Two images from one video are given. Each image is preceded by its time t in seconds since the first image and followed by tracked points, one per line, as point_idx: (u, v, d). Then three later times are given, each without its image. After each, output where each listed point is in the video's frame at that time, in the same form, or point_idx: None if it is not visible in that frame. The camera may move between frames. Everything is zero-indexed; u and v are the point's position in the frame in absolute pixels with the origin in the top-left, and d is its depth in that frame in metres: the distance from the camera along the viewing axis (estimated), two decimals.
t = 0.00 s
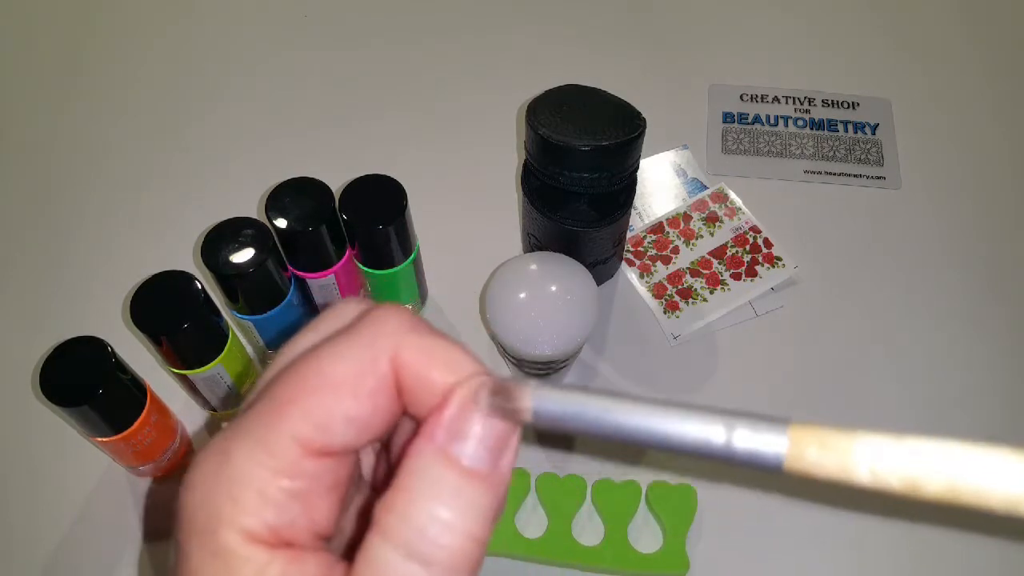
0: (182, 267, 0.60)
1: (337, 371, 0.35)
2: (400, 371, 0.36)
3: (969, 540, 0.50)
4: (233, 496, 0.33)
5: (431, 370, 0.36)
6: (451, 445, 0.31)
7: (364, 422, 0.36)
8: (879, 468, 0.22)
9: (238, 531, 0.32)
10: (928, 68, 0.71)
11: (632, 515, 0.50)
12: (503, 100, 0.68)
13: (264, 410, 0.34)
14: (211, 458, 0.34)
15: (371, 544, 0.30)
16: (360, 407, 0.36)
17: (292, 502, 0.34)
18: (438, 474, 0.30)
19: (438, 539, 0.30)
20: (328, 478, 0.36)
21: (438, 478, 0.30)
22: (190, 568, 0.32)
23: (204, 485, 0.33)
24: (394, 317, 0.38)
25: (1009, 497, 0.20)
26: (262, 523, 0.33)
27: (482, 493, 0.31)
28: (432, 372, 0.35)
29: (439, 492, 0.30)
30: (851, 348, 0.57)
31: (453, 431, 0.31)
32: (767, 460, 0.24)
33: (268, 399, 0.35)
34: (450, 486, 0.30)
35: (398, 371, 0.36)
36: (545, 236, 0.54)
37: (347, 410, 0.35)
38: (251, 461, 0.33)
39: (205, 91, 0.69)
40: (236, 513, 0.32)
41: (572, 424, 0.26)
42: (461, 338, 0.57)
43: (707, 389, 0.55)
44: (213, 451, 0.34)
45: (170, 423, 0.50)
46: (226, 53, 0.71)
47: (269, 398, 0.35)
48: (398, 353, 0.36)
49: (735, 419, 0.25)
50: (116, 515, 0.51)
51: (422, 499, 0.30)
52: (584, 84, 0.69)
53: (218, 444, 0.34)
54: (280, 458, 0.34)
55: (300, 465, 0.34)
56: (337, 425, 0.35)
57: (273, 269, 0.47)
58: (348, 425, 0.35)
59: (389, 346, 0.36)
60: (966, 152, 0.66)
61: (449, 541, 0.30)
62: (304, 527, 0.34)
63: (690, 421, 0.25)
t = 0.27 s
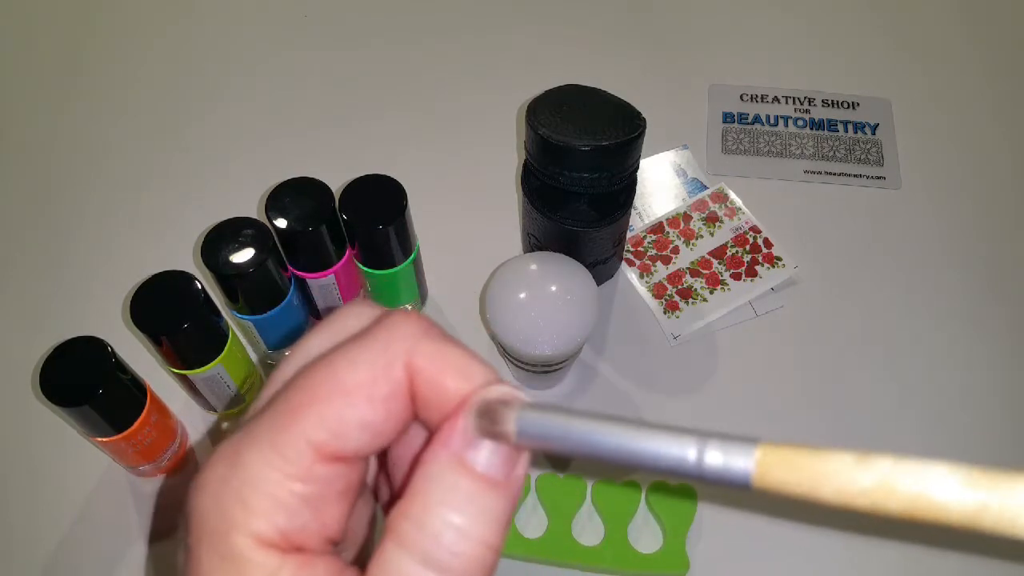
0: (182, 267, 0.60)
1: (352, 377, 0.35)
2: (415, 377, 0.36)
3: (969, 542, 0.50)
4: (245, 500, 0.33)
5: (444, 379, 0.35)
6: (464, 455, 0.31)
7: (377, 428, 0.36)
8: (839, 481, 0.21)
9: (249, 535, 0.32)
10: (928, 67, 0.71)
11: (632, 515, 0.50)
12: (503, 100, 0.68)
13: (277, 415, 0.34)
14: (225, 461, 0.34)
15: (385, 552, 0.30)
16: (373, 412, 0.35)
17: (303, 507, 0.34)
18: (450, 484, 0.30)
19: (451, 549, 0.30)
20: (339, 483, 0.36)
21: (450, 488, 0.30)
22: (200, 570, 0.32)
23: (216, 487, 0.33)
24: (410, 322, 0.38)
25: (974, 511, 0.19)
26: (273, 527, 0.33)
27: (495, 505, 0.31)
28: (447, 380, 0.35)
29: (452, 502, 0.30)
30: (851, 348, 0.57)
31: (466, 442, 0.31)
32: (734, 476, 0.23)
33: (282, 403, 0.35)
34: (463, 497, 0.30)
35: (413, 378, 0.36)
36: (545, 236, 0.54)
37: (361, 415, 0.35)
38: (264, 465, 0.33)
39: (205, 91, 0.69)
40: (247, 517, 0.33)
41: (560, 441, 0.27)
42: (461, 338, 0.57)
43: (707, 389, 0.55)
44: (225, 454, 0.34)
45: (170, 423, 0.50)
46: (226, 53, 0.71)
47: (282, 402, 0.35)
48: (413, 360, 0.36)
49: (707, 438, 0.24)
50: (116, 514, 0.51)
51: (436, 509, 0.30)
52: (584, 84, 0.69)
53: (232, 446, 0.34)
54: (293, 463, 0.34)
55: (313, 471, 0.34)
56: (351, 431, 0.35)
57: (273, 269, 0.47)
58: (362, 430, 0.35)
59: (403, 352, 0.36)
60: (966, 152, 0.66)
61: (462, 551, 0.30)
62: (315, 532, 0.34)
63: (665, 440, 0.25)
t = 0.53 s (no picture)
0: (182, 267, 0.60)
1: (350, 377, 0.35)
2: (413, 377, 0.36)
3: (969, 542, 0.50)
4: (244, 501, 0.33)
5: (442, 380, 0.35)
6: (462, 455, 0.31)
7: (375, 428, 0.36)
8: (829, 495, 0.21)
9: (247, 535, 0.32)
10: (928, 67, 0.71)
11: (632, 516, 0.50)
12: (503, 100, 0.68)
13: (275, 415, 0.34)
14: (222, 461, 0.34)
15: (384, 553, 0.30)
16: (372, 413, 0.35)
17: (301, 507, 0.34)
18: (448, 484, 0.30)
19: (450, 549, 0.30)
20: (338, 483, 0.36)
21: (448, 489, 0.30)
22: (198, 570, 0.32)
23: (213, 488, 0.33)
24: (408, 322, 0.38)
25: (964, 526, 0.20)
26: (271, 528, 0.33)
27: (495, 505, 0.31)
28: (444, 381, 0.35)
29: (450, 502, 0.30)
30: (851, 348, 0.57)
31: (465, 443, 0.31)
32: (727, 488, 0.23)
33: (280, 403, 0.35)
34: (461, 496, 0.30)
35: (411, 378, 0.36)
36: (545, 236, 0.54)
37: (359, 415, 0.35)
38: (262, 465, 0.33)
39: (206, 91, 0.69)
40: (245, 517, 0.33)
41: (554, 452, 0.27)
42: (461, 338, 0.57)
43: (707, 389, 0.55)
44: (223, 454, 0.34)
45: (170, 423, 0.50)
46: (226, 53, 0.71)
47: (280, 403, 0.35)
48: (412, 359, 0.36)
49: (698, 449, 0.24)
50: (116, 514, 0.51)
51: (434, 509, 0.30)
52: (584, 84, 0.69)
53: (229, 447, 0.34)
54: (291, 464, 0.34)
55: (312, 471, 0.34)
56: (349, 431, 0.35)
57: (273, 269, 0.47)
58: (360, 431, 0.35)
59: (401, 352, 0.36)
60: (967, 152, 0.66)
61: (462, 551, 0.30)
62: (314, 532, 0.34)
63: (654, 450, 0.25)
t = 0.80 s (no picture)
0: (182, 267, 0.60)
1: (350, 377, 0.35)
2: (413, 375, 0.36)
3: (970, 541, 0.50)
4: (244, 501, 0.33)
5: (442, 380, 0.36)
6: (463, 454, 0.31)
7: (375, 428, 0.36)
8: (841, 498, 0.22)
9: (247, 536, 0.32)
10: (928, 67, 0.71)
11: (632, 516, 0.50)
12: (503, 100, 0.68)
13: (274, 415, 0.34)
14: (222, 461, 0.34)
15: (386, 552, 0.30)
16: (372, 411, 0.35)
17: (302, 508, 0.34)
18: (449, 483, 0.30)
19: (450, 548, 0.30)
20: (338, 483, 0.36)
21: (450, 487, 0.30)
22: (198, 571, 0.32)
23: (212, 489, 0.33)
24: (407, 321, 0.38)
25: (979, 530, 0.20)
26: (272, 528, 0.33)
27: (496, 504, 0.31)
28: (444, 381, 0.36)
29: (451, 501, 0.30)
30: (851, 348, 0.57)
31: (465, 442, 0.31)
32: (740, 492, 0.23)
33: (280, 402, 0.35)
34: (462, 496, 0.30)
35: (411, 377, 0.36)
36: (545, 236, 0.54)
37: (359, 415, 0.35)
38: (262, 465, 0.33)
39: (206, 91, 0.69)
40: (246, 518, 0.33)
41: (565, 455, 0.27)
42: (461, 338, 0.57)
43: (708, 389, 0.55)
44: (223, 454, 0.34)
45: (170, 423, 0.50)
46: (227, 53, 0.71)
47: (279, 403, 0.34)
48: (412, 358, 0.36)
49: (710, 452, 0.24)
50: (116, 514, 0.51)
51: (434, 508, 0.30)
52: (584, 84, 0.69)
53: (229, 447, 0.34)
54: (292, 463, 0.34)
55: (312, 471, 0.34)
56: (349, 430, 0.35)
57: (273, 269, 0.47)
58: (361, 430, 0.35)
59: (401, 351, 0.36)
60: (967, 151, 0.66)
61: (464, 551, 0.30)
62: (314, 531, 0.34)
63: (669, 454, 0.25)
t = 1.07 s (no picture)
0: (183, 267, 0.60)
1: (355, 379, 0.35)
2: (416, 377, 0.36)
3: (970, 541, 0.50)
4: (251, 505, 0.33)
5: (444, 381, 0.36)
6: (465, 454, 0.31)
7: (380, 429, 0.36)
8: (877, 500, 0.22)
9: (254, 540, 0.32)
10: (928, 67, 0.71)
11: (633, 516, 0.50)
12: (503, 100, 0.68)
13: (281, 418, 0.34)
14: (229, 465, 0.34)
15: (386, 553, 0.30)
16: (376, 414, 0.36)
17: (308, 511, 0.34)
18: (451, 483, 0.30)
19: (452, 547, 0.30)
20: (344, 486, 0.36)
21: (451, 488, 0.30)
22: None
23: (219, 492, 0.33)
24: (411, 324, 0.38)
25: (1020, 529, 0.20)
26: (278, 532, 0.33)
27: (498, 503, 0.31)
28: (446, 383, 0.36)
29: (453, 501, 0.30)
30: (851, 348, 0.57)
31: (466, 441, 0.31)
32: (776, 495, 0.24)
33: (286, 405, 0.35)
34: (463, 496, 0.30)
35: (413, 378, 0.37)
36: (545, 236, 0.54)
37: (363, 418, 0.35)
38: (269, 468, 0.33)
39: (206, 91, 0.69)
40: (252, 521, 0.32)
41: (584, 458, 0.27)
42: (461, 338, 0.57)
43: (708, 389, 0.55)
44: (228, 458, 0.34)
45: (170, 423, 0.50)
46: (227, 53, 0.71)
47: (286, 406, 0.35)
48: (415, 360, 0.36)
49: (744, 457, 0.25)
50: (116, 514, 0.51)
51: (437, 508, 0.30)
52: (584, 84, 0.69)
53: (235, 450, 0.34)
54: (298, 466, 0.34)
55: (317, 473, 0.34)
56: (354, 432, 0.35)
57: (273, 269, 0.47)
58: (365, 433, 0.36)
59: (405, 354, 0.37)
60: (967, 151, 0.66)
61: (463, 552, 0.30)
62: (320, 536, 0.34)
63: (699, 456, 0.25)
